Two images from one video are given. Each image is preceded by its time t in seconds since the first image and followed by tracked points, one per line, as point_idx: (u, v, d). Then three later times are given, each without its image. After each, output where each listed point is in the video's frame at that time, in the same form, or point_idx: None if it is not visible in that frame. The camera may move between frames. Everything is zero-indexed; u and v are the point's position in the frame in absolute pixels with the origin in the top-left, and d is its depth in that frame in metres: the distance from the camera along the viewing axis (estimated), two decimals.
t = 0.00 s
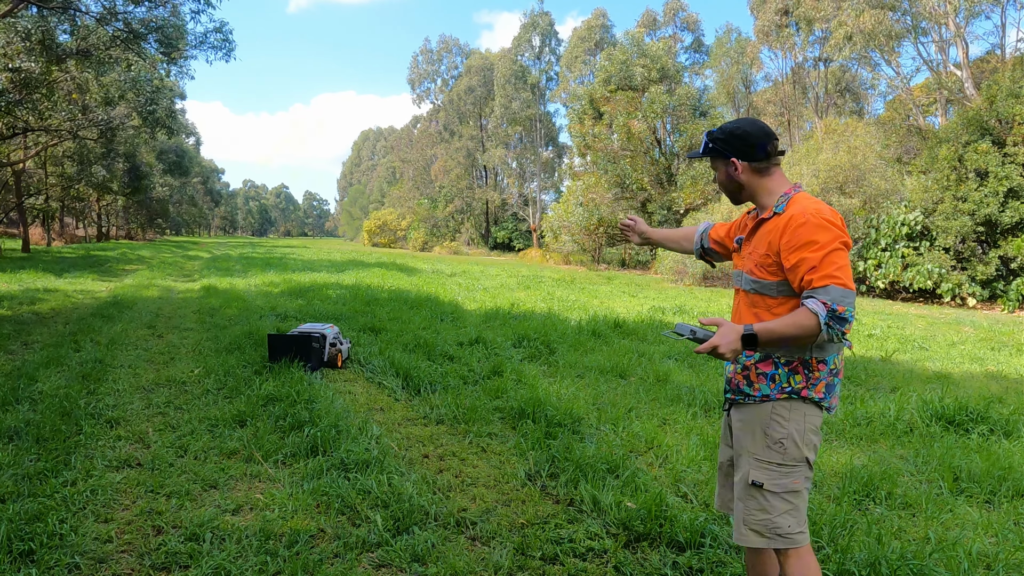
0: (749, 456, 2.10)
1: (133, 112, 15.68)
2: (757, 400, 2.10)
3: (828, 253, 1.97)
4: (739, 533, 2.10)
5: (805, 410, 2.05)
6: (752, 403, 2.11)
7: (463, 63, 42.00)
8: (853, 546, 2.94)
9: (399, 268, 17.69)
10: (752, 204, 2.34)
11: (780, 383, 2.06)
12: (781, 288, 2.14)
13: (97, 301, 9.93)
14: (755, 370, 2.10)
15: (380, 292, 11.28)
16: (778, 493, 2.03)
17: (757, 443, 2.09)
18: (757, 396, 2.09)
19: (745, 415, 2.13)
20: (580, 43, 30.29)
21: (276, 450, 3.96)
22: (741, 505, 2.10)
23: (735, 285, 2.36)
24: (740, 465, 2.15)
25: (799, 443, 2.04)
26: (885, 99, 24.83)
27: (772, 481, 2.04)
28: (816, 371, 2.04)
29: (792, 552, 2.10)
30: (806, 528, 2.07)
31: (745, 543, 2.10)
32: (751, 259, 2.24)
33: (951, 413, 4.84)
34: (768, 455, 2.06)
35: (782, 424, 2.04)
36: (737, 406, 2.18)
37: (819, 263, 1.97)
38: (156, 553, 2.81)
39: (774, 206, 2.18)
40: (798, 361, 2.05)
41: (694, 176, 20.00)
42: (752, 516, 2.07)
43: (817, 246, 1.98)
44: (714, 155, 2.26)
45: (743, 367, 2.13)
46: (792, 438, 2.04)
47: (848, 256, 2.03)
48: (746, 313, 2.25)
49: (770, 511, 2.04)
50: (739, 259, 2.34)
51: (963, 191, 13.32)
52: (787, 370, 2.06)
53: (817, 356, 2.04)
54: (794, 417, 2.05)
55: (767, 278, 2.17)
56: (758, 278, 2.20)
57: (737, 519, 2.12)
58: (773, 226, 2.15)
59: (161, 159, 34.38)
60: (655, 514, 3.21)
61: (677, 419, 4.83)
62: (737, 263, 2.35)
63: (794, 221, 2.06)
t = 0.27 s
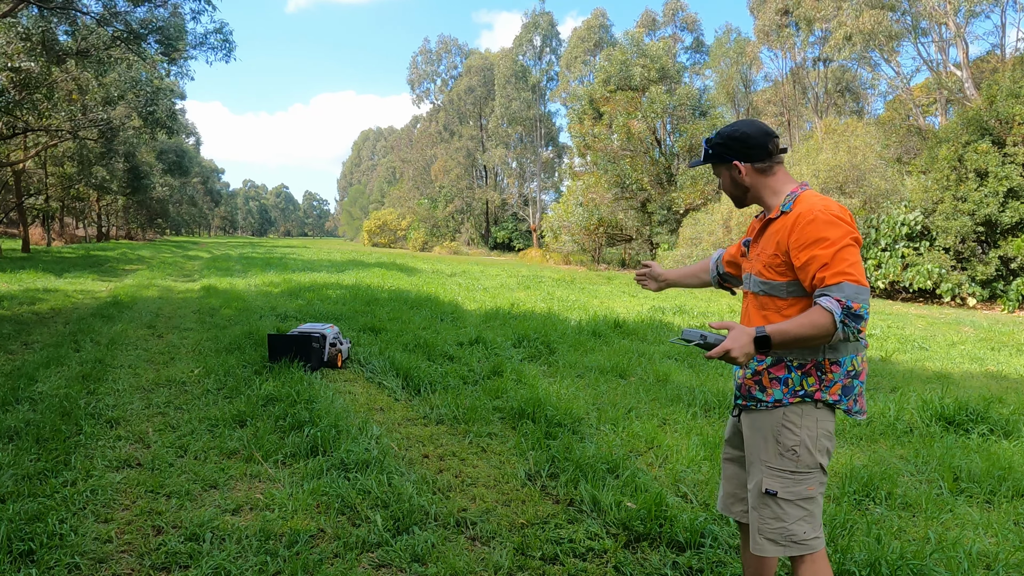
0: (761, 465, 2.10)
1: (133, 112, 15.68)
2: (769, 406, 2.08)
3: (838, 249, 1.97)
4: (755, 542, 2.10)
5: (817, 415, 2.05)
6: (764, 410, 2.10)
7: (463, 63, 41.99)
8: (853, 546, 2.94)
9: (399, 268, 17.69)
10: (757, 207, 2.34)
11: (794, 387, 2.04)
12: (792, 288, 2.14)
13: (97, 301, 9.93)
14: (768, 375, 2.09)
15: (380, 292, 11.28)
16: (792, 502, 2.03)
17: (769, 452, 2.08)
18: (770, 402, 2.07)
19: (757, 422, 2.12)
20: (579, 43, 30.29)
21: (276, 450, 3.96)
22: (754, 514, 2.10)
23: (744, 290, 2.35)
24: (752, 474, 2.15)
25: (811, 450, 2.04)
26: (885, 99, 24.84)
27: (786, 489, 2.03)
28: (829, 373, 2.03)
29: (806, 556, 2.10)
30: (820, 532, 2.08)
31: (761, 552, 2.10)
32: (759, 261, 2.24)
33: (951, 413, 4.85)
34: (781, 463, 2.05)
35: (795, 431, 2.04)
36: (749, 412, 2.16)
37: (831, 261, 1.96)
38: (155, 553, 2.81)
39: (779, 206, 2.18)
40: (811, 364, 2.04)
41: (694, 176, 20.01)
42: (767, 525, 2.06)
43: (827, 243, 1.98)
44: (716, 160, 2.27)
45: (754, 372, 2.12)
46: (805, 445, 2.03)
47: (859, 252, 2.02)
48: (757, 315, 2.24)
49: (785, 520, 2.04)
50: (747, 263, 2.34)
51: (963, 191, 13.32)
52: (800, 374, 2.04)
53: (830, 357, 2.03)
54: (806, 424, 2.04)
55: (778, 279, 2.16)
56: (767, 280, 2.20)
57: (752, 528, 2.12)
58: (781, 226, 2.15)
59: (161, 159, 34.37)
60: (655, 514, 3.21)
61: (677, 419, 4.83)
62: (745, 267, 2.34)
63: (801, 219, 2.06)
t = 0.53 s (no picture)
0: (770, 469, 2.09)
1: (133, 112, 15.67)
2: (776, 408, 2.08)
3: (832, 245, 1.97)
4: (762, 546, 2.09)
5: (826, 417, 2.04)
6: (770, 413, 2.09)
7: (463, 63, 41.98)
8: (853, 546, 2.95)
9: (399, 268, 17.69)
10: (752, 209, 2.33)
11: (800, 387, 2.04)
12: (790, 288, 2.13)
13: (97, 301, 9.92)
14: (773, 378, 2.09)
15: (380, 292, 11.28)
16: (799, 506, 2.02)
17: (776, 456, 2.07)
18: (776, 405, 2.07)
19: (764, 424, 2.12)
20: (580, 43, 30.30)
21: (276, 450, 3.96)
22: (761, 518, 2.10)
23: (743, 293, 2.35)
24: (760, 478, 2.14)
25: (818, 454, 2.03)
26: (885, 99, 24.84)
27: (793, 493, 2.02)
28: (835, 371, 2.01)
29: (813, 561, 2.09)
30: (828, 537, 2.06)
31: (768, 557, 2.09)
32: (757, 262, 2.24)
33: (951, 413, 4.85)
34: (788, 467, 2.04)
35: (801, 434, 2.03)
36: (755, 415, 2.16)
37: (826, 257, 1.96)
38: (155, 553, 2.81)
39: (773, 207, 2.18)
40: (815, 364, 2.03)
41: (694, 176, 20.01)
42: (775, 530, 2.05)
43: (822, 240, 1.98)
44: (707, 168, 2.25)
45: (759, 374, 2.13)
46: (812, 449, 2.02)
47: (855, 248, 2.02)
48: (757, 317, 2.24)
49: (792, 524, 2.03)
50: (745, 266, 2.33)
51: (963, 191, 13.32)
52: (804, 374, 2.04)
53: (834, 356, 2.02)
54: (813, 427, 2.03)
55: (775, 279, 2.16)
56: (766, 281, 2.19)
57: (759, 532, 2.11)
58: (777, 226, 2.14)
59: (161, 159, 34.36)
60: (655, 514, 3.21)
61: (677, 419, 4.83)
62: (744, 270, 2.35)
63: (796, 218, 2.06)
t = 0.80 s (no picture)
0: (772, 470, 2.07)
1: (133, 113, 15.67)
2: (776, 405, 2.08)
3: (815, 236, 1.98)
4: (766, 547, 2.06)
5: (827, 412, 2.04)
6: (772, 410, 2.09)
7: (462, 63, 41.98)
8: (853, 546, 2.95)
9: (399, 268, 17.69)
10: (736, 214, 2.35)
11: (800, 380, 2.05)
12: (779, 283, 2.13)
13: (97, 301, 9.92)
14: (772, 374, 2.10)
15: (380, 292, 11.28)
16: (802, 505, 2.01)
17: (779, 455, 2.06)
18: (777, 401, 2.07)
19: (763, 422, 2.12)
20: (580, 43, 30.32)
21: (276, 450, 3.96)
22: (765, 519, 2.07)
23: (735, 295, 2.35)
24: (761, 478, 2.13)
25: (820, 452, 2.02)
26: (885, 99, 24.84)
27: (796, 492, 2.01)
28: (833, 361, 2.02)
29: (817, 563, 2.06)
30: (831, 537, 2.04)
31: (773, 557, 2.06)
32: (744, 264, 2.24)
33: (951, 413, 4.85)
34: (791, 466, 2.03)
35: (802, 433, 2.03)
36: (756, 415, 2.15)
37: (808, 248, 1.97)
38: (155, 553, 2.81)
39: (754, 207, 2.21)
40: (812, 356, 2.04)
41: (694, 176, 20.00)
42: (778, 530, 2.03)
43: (803, 231, 1.99)
44: (689, 177, 2.28)
45: (758, 372, 2.13)
46: (814, 447, 2.02)
47: (837, 238, 2.03)
48: (751, 317, 2.24)
49: (795, 523, 2.01)
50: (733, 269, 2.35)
51: (963, 191, 13.32)
52: (803, 367, 2.04)
53: (829, 347, 2.02)
54: (814, 424, 2.03)
55: (764, 276, 2.17)
56: (754, 279, 2.20)
57: (762, 533, 2.09)
58: (760, 225, 2.16)
59: (161, 159, 34.33)
60: (655, 514, 3.21)
61: (677, 419, 4.83)
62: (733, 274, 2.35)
63: (777, 213, 2.08)
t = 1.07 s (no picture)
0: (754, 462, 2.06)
1: (133, 113, 15.65)
2: (752, 399, 2.08)
3: (790, 234, 1.99)
4: (750, 539, 2.05)
5: (803, 404, 2.04)
6: (747, 403, 2.10)
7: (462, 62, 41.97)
8: (853, 546, 2.95)
9: (399, 268, 17.68)
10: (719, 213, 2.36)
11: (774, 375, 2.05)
12: (757, 280, 2.14)
13: (97, 301, 9.91)
14: (747, 369, 2.10)
15: (380, 292, 11.27)
16: (784, 496, 2.00)
17: (760, 447, 2.05)
18: (752, 394, 2.07)
19: (742, 416, 2.11)
20: (580, 43, 30.31)
21: (276, 450, 3.96)
22: (747, 512, 2.06)
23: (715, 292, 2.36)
24: (743, 471, 2.11)
25: (799, 444, 2.02)
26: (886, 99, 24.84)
27: (777, 484, 2.00)
28: (805, 356, 2.02)
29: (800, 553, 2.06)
30: (813, 527, 2.04)
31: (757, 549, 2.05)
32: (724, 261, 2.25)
33: (951, 413, 4.85)
34: (771, 458, 2.03)
35: (781, 426, 2.02)
36: (735, 409, 2.15)
37: (784, 245, 1.98)
38: (155, 553, 2.81)
39: (734, 205, 2.22)
40: (785, 351, 2.04)
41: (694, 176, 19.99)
42: (761, 522, 2.02)
43: (780, 230, 2.00)
44: (676, 171, 2.28)
45: (734, 367, 2.14)
46: (792, 438, 2.01)
47: (812, 236, 2.04)
48: (729, 313, 2.24)
49: (777, 515, 2.00)
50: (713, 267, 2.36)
51: (963, 191, 13.32)
52: (775, 362, 2.05)
53: (801, 342, 2.03)
54: (792, 415, 2.02)
55: (742, 273, 2.18)
56: (733, 276, 2.21)
57: (745, 525, 2.07)
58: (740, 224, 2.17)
59: (161, 159, 34.28)
60: (655, 514, 3.21)
61: (677, 419, 4.83)
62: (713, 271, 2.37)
63: (755, 212, 2.10)
